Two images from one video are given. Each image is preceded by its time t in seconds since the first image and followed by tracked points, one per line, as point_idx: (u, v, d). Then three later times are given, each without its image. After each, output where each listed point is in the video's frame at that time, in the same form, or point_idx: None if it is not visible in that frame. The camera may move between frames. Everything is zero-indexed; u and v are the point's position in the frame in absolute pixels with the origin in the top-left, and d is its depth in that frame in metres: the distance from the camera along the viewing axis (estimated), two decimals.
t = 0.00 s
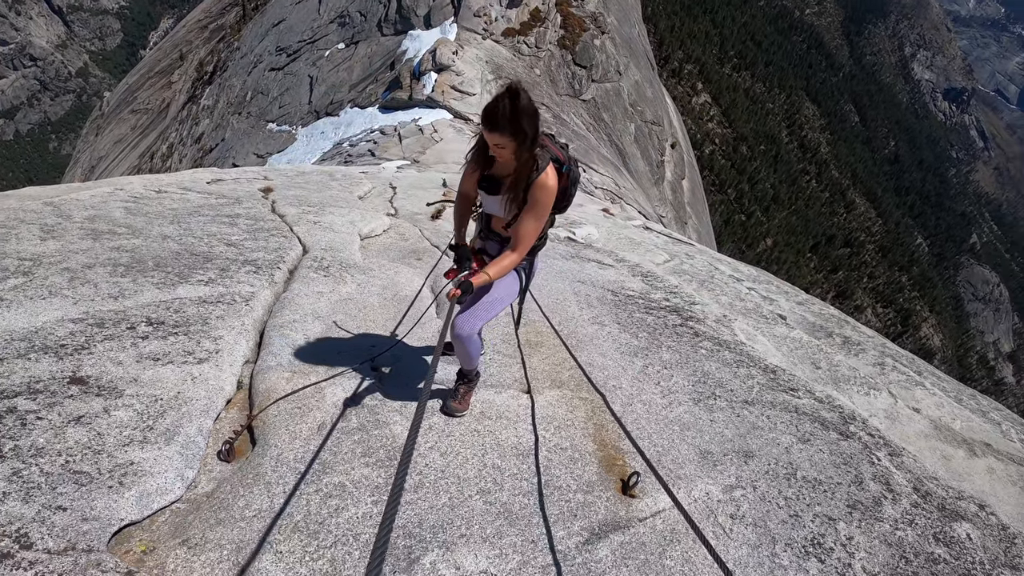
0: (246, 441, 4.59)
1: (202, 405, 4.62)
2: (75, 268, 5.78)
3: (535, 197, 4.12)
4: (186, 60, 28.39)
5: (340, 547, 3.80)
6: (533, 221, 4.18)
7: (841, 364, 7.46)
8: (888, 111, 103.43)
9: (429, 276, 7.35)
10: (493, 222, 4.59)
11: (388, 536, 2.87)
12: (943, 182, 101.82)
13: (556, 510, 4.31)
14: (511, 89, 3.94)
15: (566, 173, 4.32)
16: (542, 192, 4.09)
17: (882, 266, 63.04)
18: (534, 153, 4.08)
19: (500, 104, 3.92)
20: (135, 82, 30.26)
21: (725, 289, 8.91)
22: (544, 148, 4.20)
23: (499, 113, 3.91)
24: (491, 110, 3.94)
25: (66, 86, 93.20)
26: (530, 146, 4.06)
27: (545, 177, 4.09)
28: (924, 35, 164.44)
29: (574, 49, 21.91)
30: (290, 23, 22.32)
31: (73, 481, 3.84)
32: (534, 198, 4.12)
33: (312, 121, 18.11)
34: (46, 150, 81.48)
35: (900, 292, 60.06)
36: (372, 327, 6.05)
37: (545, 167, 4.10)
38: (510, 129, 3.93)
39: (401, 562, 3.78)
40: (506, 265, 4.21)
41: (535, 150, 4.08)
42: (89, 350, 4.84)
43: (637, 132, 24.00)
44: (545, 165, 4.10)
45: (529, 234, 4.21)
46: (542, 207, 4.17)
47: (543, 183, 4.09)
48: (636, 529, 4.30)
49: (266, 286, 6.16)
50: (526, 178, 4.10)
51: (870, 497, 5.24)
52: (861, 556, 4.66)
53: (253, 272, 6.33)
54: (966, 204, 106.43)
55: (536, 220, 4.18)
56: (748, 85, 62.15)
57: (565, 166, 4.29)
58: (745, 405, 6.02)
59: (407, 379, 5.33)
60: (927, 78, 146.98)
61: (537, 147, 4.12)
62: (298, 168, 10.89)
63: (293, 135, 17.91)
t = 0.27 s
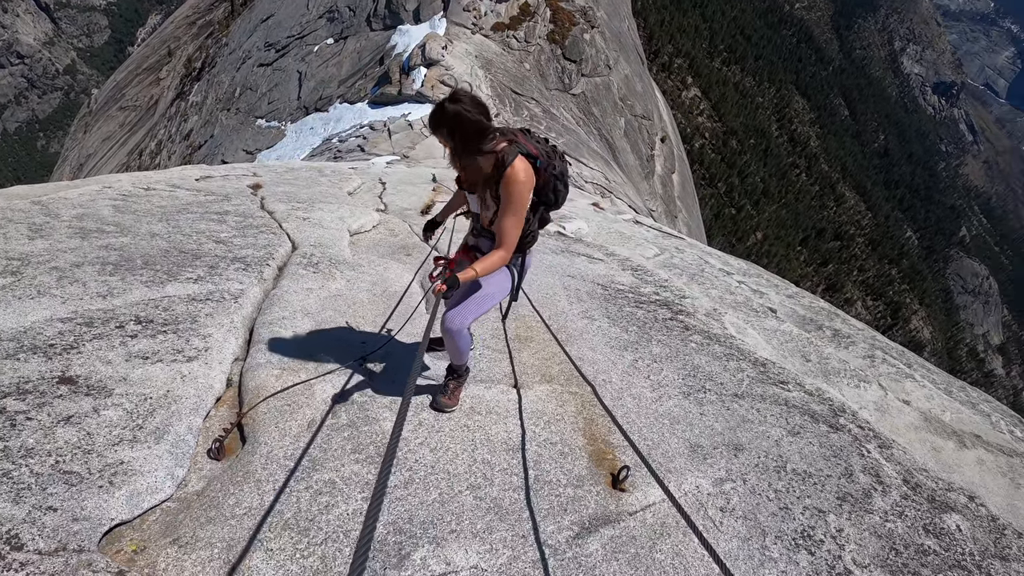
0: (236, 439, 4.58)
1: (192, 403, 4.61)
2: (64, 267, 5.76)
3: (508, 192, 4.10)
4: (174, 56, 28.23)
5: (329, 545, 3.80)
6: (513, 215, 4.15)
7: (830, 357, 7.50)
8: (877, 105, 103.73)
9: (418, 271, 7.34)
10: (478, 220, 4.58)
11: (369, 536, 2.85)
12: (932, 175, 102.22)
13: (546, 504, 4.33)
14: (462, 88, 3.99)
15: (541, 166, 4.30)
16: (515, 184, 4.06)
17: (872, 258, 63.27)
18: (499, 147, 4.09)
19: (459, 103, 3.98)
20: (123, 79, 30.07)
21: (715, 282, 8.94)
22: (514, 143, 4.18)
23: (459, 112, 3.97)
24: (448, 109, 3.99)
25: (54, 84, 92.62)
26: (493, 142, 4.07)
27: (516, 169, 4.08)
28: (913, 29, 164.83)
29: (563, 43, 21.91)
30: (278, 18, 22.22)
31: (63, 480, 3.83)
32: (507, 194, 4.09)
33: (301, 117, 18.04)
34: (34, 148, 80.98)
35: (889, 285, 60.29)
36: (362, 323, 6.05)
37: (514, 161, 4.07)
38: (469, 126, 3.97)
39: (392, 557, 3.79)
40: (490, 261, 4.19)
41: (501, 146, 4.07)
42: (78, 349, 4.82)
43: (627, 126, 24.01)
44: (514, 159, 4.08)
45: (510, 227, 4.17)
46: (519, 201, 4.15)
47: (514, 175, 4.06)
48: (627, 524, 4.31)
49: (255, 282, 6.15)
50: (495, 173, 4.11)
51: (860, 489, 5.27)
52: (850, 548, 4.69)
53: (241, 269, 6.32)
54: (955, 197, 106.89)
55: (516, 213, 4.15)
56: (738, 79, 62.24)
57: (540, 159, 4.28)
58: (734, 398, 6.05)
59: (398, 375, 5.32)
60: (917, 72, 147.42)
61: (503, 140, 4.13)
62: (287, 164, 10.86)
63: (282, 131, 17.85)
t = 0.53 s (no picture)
0: (232, 437, 4.56)
1: (186, 403, 4.58)
2: (56, 266, 5.71)
3: (485, 184, 4.08)
4: (166, 52, 28.09)
5: (328, 544, 3.77)
6: (501, 203, 4.10)
7: (826, 350, 7.50)
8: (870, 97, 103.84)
9: (413, 266, 7.32)
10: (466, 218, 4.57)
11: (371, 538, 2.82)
12: (926, 168, 102.40)
13: (545, 501, 4.31)
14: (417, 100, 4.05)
15: (515, 154, 4.35)
16: (490, 176, 4.06)
17: (866, 251, 63.40)
18: (468, 142, 4.11)
19: (425, 114, 4.05)
20: (115, 75, 29.93)
21: (710, 275, 8.93)
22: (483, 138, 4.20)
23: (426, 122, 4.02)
24: (411, 117, 4.05)
25: (45, 81, 92.14)
26: (461, 140, 4.11)
27: (491, 159, 4.09)
28: (906, 23, 164.92)
29: (556, 37, 21.87)
30: (270, 13, 22.12)
31: (58, 483, 3.80)
32: (484, 186, 4.08)
33: (294, 112, 17.96)
34: (26, 146, 80.58)
35: (883, 277, 60.42)
36: (357, 319, 6.03)
37: (482, 152, 4.08)
38: (435, 133, 4.04)
39: (391, 557, 3.76)
40: (490, 253, 4.08)
41: (468, 141, 4.09)
42: (72, 349, 4.79)
43: (621, 119, 23.98)
44: (482, 150, 4.09)
45: (498, 216, 4.11)
46: (502, 191, 4.13)
47: (486, 169, 4.06)
48: (626, 519, 4.30)
49: (249, 279, 6.12)
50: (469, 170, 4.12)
51: (857, 482, 5.27)
52: (850, 541, 4.69)
53: (236, 266, 6.29)
54: (948, 189, 107.10)
55: (504, 198, 4.11)
56: (732, 72, 62.24)
57: (513, 147, 4.32)
58: (731, 392, 6.04)
59: (396, 371, 5.29)
60: (910, 65, 147.63)
61: (473, 134, 4.15)
62: (280, 159, 10.81)
63: (275, 127, 17.78)
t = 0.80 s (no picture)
0: (229, 436, 4.53)
1: (183, 402, 4.56)
2: (52, 264, 5.68)
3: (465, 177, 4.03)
4: (163, 48, 28.00)
5: (326, 543, 3.74)
6: (487, 190, 4.04)
7: (827, 344, 7.48)
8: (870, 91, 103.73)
9: (411, 262, 7.29)
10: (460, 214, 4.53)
11: (371, 538, 2.79)
12: (925, 161, 102.30)
13: (545, 498, 4.28)
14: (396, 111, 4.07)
15: (488, 143, 4.29)
16: (469, 167, 4.02)
17: (865, 245, 63.37)
18: (442, 141, 4.11)
19: (404, 122, 4.07)
20: (112, 72, 29.85)
21: (709, 268, 8.91)
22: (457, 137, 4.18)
23: (408, 131, 4.05)
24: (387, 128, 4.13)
25: (42, 78, 91.84)
26: (437, 141, 4.11)
27: (468, 151, 4.07)
28: (905, 16, 164.65)
29: (555, 31, 21.82)
30: (267, 8, 22.04)
31: (54, 483, 3.77)
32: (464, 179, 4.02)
33: (292, 107, 17.91)
34: (24, 144, 80.38)
35: (883, 271, 60.37)
36: (355, 314, 6.01)
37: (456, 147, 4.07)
38: (415, 142, 4.08)
39: (390, 556, 3.74)
40: (485, 238, 3.99)
41: (442, 139, 4.10)
42: (68, 348, 4.75)
43: (619, 113, 23.93)
44: (456, 146, 4.08)
45: (487, 202, 4.02)
46: (487, 180, 4.07)
47: (462, 161, 4.03)
48: (626, 517, 4.27)
49: (247, 275, 6.09)
50: (448, 168, 4.08)
51: (859, 478, 5.24)
52: (852, 538, 4.66)
53: (233, 262, 6.25)
54: (947, 183, 107.01)
55: (487, 185, 4.04)
56: (730, 66, 62.11)
57: (485, 138, 4.27)
58: (731, 387, 6.02)
59: (395, 367, 5.24)
60: (909, 58, 147.45)
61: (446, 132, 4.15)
62: (277, 155, 10.77)
63: (273, 122, 17.73)
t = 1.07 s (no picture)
0: (230, 440, 4.56)
1: (184, 406, 4.58)
2: (53, 269, 5.71)
3: (455, 185, 4.10)
4: (163, 50, 28.00)
5: (327, 546, 3.77)
6: (478, 191, 4.09)
7: (827, 343, 7.50)
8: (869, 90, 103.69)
9: (411, 264, 7.30)
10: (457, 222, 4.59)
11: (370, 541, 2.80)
12: (925, 159, 102.26)
13: (544, 501, 4.30)
14: (386, 130, 4.29)
15: (473, 150, 4.35)
16: (457, 173, 4.11)
17: (866, 243, 63.37)
18: (430, 155, 4.24)
19: (399, 140, 4.23)
20: (112, 75, 29.87)
21: (710, 268, 8.94)
22: (444, 149, 4.29)
23: (399, 149, 4.21)
24: (383, 149, 4.30)
25: (42, 82, 91.93)
26: (426, 155, 4.25)
27: (454, 159, 4.18)
28: (905, 13, 164.47)
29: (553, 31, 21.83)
30: (267, 10, 22.06)
31: (57, 488, 3.80)
32: (455, 186, 4.09)
33: (291, 110, 17.94)
34: (24, 147, 80.37)
35: (883, 269, 60.37)
36: (356, 316, 6.05)
37: (445, 158, 4.19)
38: (407, 157, 4.23)
39: (390, 560, 3.76)
40: (479, 238, 3.99)
41: (428, 153, 4.24)
42: (69, 354, 4.78)
43: (619, 113, 23.94)
44: (445, 157, 4.19)
45: (481, 204, 4.05)
46: (477, 182, 4.14)
47: (450, 171, 4.12)
48: (624, 518, 4.30)
49: (247, 279, 6.12)
50: (438, 179, 4.19)
51: (857, 478, 5.27)
52: (851, 538, 4.69)
53: (233, 266, 6.27)
54: (948, 181, 106.91)
55: (477, 187, 4.10)
56: (730, 66, 62.05)
57: (471, 146, 4.35)
58: (731, 388, 6.04)
59: (396, 370, 5.28)
60: (909, 57, 147.31)
61: (432, 147, 4.28)
62: (277, 157, 10.80)
63: (273, 124, 17.76)
